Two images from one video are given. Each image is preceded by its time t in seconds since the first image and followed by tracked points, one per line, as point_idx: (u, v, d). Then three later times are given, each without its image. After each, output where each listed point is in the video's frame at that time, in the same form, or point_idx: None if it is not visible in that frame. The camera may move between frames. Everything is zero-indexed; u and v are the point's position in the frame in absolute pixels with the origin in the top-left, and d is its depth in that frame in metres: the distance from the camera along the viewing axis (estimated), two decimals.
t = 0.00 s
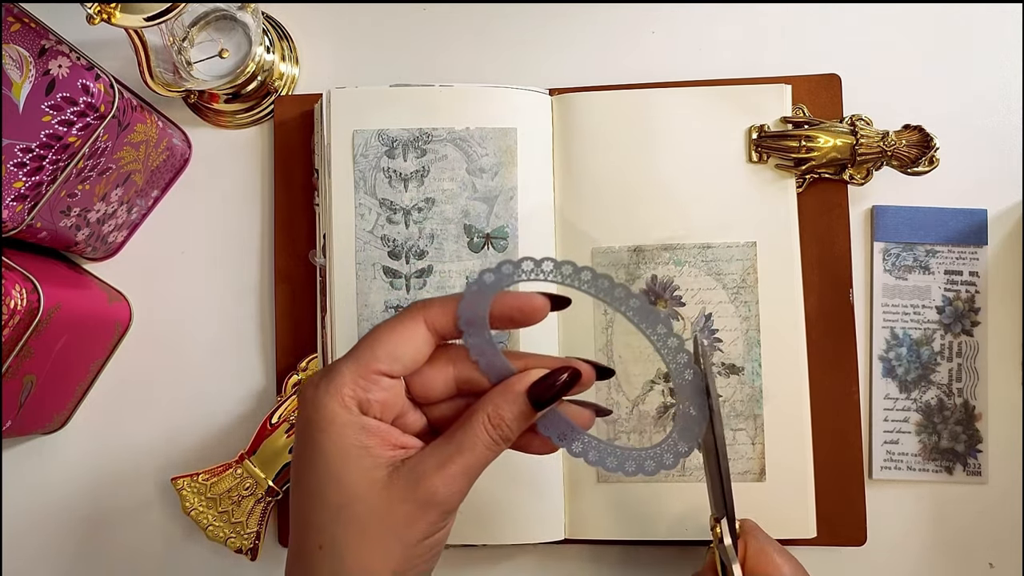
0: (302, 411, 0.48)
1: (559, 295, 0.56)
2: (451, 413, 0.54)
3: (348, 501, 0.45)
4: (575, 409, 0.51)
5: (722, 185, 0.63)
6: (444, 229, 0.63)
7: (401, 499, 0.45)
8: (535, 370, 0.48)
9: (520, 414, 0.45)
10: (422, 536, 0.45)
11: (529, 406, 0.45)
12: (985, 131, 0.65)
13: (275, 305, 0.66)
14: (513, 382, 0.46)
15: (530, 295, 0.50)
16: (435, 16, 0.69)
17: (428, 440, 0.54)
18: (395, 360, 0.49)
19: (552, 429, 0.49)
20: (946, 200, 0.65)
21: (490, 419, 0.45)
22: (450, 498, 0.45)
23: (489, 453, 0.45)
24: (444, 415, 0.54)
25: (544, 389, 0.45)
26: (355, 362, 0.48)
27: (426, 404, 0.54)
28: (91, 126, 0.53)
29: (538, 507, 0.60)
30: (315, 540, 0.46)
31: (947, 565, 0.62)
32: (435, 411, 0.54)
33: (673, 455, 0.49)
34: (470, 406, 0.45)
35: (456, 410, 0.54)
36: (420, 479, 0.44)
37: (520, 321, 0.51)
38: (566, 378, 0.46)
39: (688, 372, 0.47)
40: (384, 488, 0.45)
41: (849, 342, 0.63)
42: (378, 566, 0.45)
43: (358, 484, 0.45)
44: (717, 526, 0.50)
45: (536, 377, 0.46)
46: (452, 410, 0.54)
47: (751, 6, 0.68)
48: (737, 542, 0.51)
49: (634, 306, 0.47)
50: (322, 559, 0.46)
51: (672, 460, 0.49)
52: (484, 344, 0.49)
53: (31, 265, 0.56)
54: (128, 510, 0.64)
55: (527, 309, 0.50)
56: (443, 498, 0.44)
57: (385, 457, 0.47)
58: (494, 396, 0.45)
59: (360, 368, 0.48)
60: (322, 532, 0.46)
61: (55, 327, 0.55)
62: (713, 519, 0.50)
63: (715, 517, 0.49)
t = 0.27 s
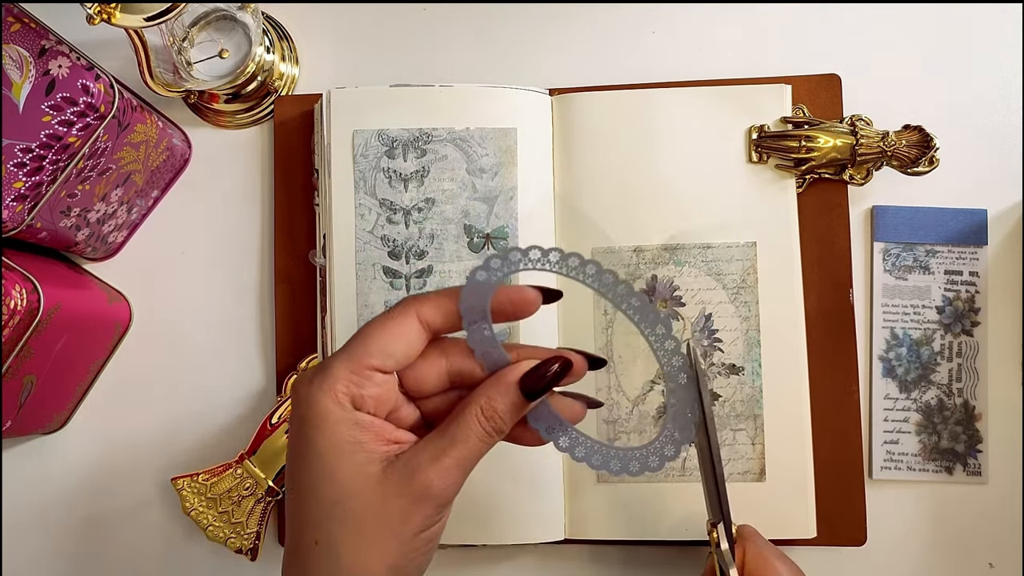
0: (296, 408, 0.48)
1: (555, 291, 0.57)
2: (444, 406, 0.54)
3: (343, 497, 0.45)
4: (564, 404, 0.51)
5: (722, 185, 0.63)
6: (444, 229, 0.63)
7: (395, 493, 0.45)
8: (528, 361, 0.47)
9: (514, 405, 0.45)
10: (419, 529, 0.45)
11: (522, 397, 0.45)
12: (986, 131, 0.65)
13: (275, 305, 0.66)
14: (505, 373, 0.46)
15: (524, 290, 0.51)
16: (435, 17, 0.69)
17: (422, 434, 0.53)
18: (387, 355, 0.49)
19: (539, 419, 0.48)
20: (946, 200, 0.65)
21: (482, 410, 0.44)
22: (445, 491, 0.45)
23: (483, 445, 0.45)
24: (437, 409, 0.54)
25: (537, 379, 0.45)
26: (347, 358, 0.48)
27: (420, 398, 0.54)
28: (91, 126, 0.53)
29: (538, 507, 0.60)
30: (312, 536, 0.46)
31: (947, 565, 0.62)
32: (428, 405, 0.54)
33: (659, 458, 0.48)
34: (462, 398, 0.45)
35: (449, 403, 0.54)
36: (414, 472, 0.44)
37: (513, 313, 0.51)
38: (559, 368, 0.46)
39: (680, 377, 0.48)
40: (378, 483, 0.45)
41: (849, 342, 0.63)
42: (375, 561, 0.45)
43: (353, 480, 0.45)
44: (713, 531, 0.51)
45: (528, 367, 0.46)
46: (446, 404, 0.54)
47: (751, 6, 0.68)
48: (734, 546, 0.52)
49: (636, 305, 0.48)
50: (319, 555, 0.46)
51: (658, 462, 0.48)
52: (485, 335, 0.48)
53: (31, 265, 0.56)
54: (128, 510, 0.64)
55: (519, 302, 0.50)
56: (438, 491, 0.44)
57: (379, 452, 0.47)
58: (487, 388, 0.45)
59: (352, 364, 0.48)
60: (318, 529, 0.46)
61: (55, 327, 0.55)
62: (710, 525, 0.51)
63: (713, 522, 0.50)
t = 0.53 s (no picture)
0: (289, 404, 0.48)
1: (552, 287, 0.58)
2: (436, 399, 0.54)
3: (338, 492, 0.45)
4: (554, 396, 0.52)
5: (722, 185, 0.63)
6: (444, 229, 0.63)
7: (391, 486, 0.45)
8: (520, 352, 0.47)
9: (507, 396, 0.45)
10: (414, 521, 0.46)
11: (515, 388, 0.45)
12: (985, 131, 0.65)
13: (275, 305, 0.66)
14: (498, 364, 0.46)
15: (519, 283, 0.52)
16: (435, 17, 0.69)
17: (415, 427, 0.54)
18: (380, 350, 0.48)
19: (530, 412, 0.49)
20: (946, 200, 0.65)
21: (476, 402, 0.44)
22: (441, 483, 0.45)
23: (477, 437, 0.45)
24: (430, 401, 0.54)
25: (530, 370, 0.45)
26: (340, 353, 0.48)
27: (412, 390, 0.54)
28: (91, 126, 0.53)
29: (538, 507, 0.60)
30: (307, 532, 0.46)
31: (948, 565, 0.62)
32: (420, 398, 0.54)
33: (659, 449, 0.49)
34: (455, 390, 0.45)
35: (440, 395, 0.54)
36: (410, 465, 0.44)
37: (511, 308, 0.51)
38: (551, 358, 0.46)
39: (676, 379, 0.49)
40: (374, 477, 0.45)
41: (849, 342, 0.63)
42: (372, 553, 0.45)
43: (348, 475, 0.45)
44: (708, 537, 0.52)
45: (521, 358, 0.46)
46: (437, 396, 0.54)
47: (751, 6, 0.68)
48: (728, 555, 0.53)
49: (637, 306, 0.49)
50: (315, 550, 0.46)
51: (659, 454, 0.49)
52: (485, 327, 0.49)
53: (31, 265, 0.56)
54: (128, 510, 0.64)
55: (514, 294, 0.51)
56: (434, 483, 0.45)
57: (374, 445, 0.47)
58: (480, 379, 0.45)
59: (345, 359, 0.48)
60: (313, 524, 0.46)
61: (55, 327, 0.55)
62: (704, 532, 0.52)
63: (707, 530, 0.51)
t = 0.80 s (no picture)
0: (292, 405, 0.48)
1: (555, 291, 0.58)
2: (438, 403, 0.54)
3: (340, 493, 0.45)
4: (553, 404, 0.51)
5: (722, 185, 0.63)
6: (444, 229, 0.63)
7: (394, 489, 0.45)
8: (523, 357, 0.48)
9: (510, 402, 0.45)
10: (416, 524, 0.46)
11: (518, 393, 0.45)
12: (985, 131, 0.65)
13: (275, 305, 0.66)
14: (502, 369, 0.46)
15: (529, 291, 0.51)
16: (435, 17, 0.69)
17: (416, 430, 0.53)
18: (384, 353, 0.48)
19: (529, 418, 0.49)
20: (946, 200, 0.65)
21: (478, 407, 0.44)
22: (443, 487, 0.45)
23: (479, 441, 0.45)
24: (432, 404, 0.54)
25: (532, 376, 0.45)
26: (344, 355, 0.48)
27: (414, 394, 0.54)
28: (91, 126, 0.53)
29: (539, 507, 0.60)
30: (309, 533, 0.46)
31: (948, 565, 0.62)
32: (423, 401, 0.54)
33: (656, 462, 0.47)
34: (458, 393, 0.45)
35: (442, 399, 0.54)
36: (412, 469, 0.45)
37: (515, 316, 0.51)
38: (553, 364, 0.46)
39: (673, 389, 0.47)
40: (376, 479, 0.45)
41: (849, 342, 0.63)
42: (373, 555, 0.45)
43: (350, 476, 0.45)
44: (706, 536, 0.52)
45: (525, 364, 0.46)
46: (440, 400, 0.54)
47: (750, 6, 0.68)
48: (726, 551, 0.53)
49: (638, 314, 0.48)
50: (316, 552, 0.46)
51: (656, 467, 0.47)
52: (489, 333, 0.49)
53: (31, 265, 0.56)
54: (128, 510, 0.64)
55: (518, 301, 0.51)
56: (436, 486, 0.45)
57: (376, 448, 0.47)
58: (482, 384, 0.45)
59: (350, 361, 0.48)
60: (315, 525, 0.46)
61: (55, 327, 0.55)
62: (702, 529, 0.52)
63: (704, 527, 0.52)
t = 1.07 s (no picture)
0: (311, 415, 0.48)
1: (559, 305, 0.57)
2: (453, 420, 0.53)
3: (355, 507, 0.45)
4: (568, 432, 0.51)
5: (722, 185, 0.63)
6: (444, 229, 0.63)
7: (409, 506, 0.45)
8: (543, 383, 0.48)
9: (529, 426, 0.45)
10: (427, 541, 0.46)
11: (537, 418, 0.45)
12: (985, 131, 0.65)
13: (275, 305, 0.66)
14: (522, 392, 0.46)
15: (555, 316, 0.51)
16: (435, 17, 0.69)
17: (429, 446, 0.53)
18: (410, 369, 0.48)
19: (544, 444, 0.48)
20: (946, 200, 0.65)
21: (497, 428, 0.45)
22: (457, 506, 0.45)
23: (495, 461, 0.45)
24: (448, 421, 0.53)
25: (553, 402, 0.45)
26: (369, 368, 0.48)
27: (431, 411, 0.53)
28: (91, 126, 0.53)
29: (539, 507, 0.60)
30: (320, 546, 0.46)
31: (948, 565, 0.62)
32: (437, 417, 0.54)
33: (680, 483, 0.48)
34: (478, 413, 0.46)
35: (458, 418, 0.53)
36: (429, 487, 0.45)
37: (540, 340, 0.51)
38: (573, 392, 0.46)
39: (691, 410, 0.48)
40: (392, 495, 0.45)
41: (849, 342, 0.63)
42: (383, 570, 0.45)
43: (366, 491, 0.45)
44: (712, 520, 0.49)
45: (544, 389, 0.47)
46: (455, 416, 0.53)
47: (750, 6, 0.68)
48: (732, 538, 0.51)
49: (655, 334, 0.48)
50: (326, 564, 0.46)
51: (681, 489, 0.48)
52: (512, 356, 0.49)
53: (31, 265, 0.56)
54: (128, 511, 0.64)
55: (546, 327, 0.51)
56: (450, 505, 0.45)
57: (393, 463, 0.47)
58: (502, 406, 0.45)
59: (375, 375, 0.48)
60: (326, 537, 0.46)
61: (55, 327, 0.55)
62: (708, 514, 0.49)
63: (710, 511, 0.49)
